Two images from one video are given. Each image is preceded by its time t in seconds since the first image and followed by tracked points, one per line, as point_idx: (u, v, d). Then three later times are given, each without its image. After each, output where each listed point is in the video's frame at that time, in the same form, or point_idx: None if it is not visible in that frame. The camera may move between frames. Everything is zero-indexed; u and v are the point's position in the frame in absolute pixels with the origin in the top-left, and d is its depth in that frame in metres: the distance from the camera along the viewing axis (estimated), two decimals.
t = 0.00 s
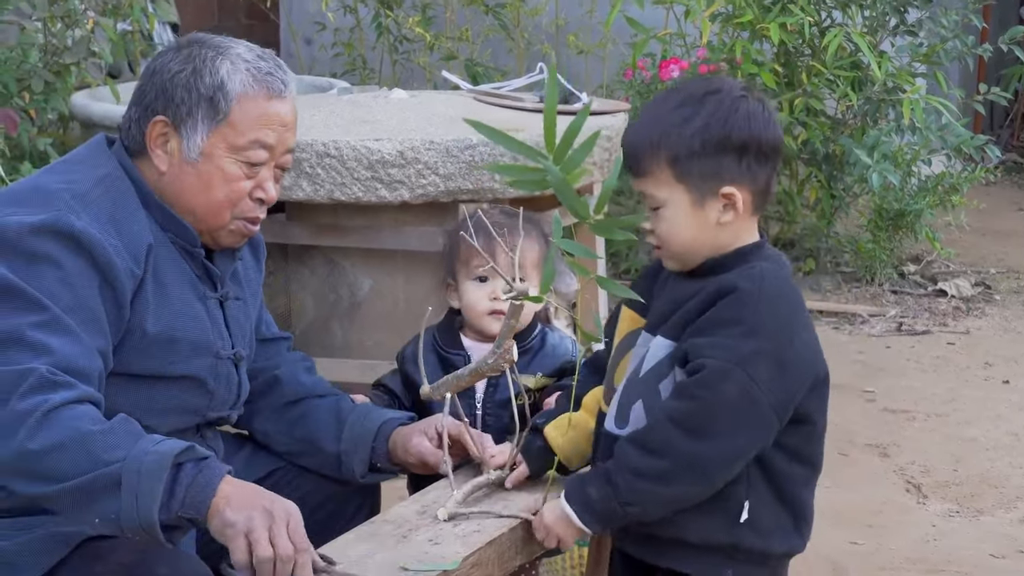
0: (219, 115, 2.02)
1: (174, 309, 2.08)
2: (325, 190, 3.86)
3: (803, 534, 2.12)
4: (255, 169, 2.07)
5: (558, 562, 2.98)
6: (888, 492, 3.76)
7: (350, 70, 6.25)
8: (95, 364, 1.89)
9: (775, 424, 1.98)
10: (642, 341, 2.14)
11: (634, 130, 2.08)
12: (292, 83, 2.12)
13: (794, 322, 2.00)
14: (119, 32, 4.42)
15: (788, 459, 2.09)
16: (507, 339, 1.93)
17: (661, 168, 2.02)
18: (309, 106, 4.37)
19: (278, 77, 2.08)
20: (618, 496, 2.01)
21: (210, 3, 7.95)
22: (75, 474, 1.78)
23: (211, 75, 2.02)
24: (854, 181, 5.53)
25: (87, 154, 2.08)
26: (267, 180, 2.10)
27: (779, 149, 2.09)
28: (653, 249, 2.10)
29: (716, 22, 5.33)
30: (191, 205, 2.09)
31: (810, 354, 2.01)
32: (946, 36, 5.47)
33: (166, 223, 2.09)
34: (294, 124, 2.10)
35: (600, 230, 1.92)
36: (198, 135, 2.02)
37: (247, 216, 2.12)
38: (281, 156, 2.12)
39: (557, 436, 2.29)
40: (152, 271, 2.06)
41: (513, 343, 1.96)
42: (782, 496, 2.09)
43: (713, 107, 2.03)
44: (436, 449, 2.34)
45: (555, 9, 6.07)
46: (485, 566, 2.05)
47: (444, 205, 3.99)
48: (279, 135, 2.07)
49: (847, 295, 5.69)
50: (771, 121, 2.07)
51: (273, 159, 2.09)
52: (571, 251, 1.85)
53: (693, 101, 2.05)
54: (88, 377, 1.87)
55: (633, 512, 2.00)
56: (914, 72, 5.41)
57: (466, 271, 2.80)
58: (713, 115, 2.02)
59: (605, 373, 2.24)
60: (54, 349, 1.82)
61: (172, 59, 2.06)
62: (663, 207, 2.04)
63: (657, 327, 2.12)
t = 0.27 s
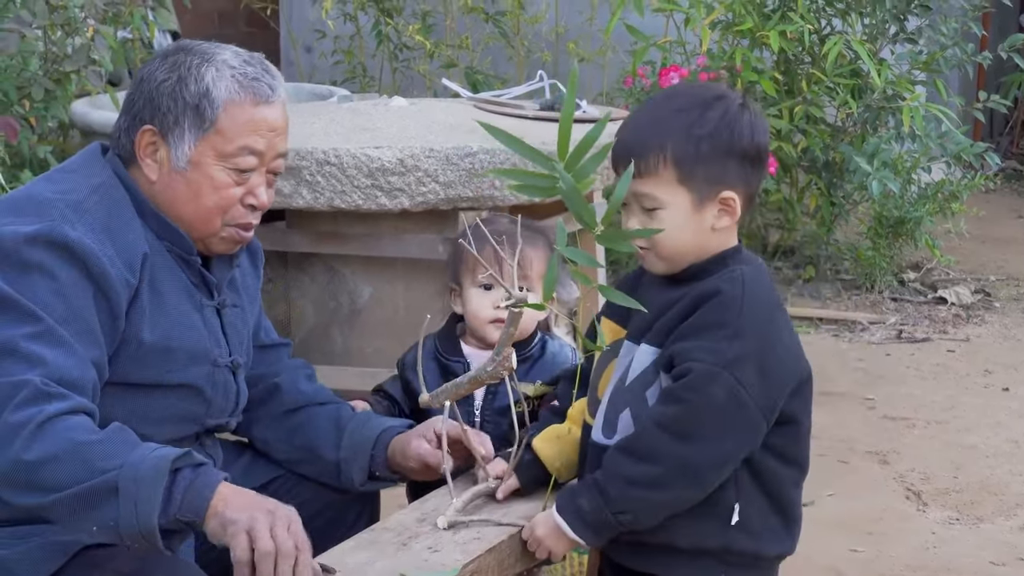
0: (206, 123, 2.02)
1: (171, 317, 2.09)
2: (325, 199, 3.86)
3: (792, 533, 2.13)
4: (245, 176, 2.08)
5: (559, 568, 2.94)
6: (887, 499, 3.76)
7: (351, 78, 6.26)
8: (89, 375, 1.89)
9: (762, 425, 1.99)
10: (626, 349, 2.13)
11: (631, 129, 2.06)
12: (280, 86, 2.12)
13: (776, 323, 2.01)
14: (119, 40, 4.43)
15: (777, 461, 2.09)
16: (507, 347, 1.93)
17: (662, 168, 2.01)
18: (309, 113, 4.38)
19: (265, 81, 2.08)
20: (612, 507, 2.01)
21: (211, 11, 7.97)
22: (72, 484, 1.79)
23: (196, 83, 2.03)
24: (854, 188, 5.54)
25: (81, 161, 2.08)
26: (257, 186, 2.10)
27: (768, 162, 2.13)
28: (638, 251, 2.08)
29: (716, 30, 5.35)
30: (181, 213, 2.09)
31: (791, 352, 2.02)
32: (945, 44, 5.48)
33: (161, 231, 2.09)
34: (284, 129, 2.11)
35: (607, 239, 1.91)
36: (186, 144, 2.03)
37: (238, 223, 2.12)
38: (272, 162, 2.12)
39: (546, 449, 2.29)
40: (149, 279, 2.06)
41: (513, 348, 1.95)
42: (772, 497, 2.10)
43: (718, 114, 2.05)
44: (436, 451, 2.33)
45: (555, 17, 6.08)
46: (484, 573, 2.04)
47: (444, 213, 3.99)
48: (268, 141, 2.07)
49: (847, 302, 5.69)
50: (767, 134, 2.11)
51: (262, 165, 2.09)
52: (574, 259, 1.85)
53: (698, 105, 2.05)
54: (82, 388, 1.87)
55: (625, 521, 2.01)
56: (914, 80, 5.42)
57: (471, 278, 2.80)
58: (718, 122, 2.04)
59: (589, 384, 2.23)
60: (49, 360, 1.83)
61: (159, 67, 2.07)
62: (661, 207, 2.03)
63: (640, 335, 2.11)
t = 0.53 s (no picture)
0: (204, 131, 2.06)
1: (174, 325, 2.10)
2: (325, 200, 3.86)
3: (786, 528, 2.15)
4: (244, 183, 2.11)
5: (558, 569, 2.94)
6: (887, 500, 3.76)
7: (351, 80, 6.26)
8: (112, 379, 1.90)
9: (764, 421, 2.01)
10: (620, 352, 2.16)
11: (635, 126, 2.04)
12: (279, 92, 2.15)
13: (773, 322, 2.03)
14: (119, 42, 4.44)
15: (776, 457, 2.12)
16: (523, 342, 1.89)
17: (671, 170, 2.00)
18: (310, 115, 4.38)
19: (264, 87, 2.11)
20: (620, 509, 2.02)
21: (210, 13, 7.99)
22: (125, 486, 1.78)
23: (194, 90, 2.06)
24: (854, 190, 5.54)
25: (81, 167, 2.09)
26: (258, 193, 2.13)
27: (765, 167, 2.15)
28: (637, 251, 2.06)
29: (716, 32, 5.36)
30: (181, 220, 2.12)
31: (789, 349, 2.04)
32: (945, 45, 5.49)
33: (163, 238, 2.10)
34: (284, 135, 2.14)
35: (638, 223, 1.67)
36: (184, 151, 2.07)
37: (239, 230, 2.15)
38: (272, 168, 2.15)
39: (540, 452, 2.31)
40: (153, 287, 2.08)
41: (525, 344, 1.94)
42: (771, 493, 2.12)
43: (726, 117, 2.05)
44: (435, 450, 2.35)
45: (554, 19, 6.08)
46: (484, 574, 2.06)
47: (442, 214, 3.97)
48: (266, 148, 2.10)
49: (847, 304, 5.69)
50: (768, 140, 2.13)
51: (262, 172, 2.12)
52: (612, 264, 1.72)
53: (706, 107, 2.05)
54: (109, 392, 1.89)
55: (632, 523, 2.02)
56: (914, 81, 5.42)
57: (471, 283, 2.79)
58: (726, 125, 2.04)
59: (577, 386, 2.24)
60: (76, 368, 1.84)
61: (158, 75, 2.11)
62: (665, 208, 2.02)
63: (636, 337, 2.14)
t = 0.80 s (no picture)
0: (222, 136, 2.02)
1: (196, 331, 2.10)
2: (321, 199, 3.84)
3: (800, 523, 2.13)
4: (261, 189, 2.07)
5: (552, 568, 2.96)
6: (883, 499, 3.76)
7: (346, 78, 6.25)
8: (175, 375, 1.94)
9: (790, 414, 2.00)
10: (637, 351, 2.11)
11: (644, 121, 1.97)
12: (297, 99, 2.10)
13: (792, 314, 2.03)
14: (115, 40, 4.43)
15: (794, 452, 2.10)
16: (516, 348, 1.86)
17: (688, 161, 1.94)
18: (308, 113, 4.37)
19: (282, 93, 2.07)
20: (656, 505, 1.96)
21: (206, 12, 7.99)
22: (219, 478, 1.86)
23: (213, 95, 2.02)
24: (850, 188, 5.54)
25: (105, 171, 2.09)
26: (274, 200, 2.09)
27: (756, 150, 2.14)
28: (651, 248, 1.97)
29: (712, 30, 5.36)
30: (196, 224, 2.10)
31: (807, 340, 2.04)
32: (940, 44, 5.49)
33: (183, 242, 2.10)
34: (302, 142, 2.09)
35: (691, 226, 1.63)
36: (202, 157, 2.03)
37: (255, 236, 2.12)
38: (290, 174, 2.11)
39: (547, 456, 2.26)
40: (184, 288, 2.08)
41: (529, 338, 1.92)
42: (788, 487, 2.10)
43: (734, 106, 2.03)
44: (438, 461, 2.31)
45: (551, 17, 6.07)
46: (480, 572, 2.05)
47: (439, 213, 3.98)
48: (284, 154, 2.06)
49: (843, 302, 5.69)
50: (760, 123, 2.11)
51: (280, 178, 2.08)
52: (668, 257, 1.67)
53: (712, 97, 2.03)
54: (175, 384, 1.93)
55: (670, 521, 1.97)
56: (910, 79, 5.42)
57: (470, 281, 2.75)
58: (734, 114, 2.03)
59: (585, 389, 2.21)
60: (142, 364, 1.87)
61: (176, 78, 2.07)
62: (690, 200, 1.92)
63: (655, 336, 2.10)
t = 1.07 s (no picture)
0: (223, 139, 2.01)
1: (195, 335, 2.10)
2: (319, 195, 3.86)
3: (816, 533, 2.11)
4: (262, 192, 2.06)
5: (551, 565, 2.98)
6: (881, 495, 3.76)
7: (344, 75, 6.25)
8: (170, 386, 1.94)
9: (809, 421, 1.97)
10: (660, 345, 2.09)
11: (669, 123, 2.00)
12: (299, 100, 2.08)
13: (822, 322, 2.00)
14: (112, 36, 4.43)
15: (815, 460, 2.08)
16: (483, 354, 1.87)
17: (711, 164, 1.95)
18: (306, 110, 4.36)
19: (284, 95, 2.06)
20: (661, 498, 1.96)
21: (204, 9, 8.04)
22: (208, 496, 1.86)
23: (214, 98, 2.01)
24: (847, 185, 5.54)
25: (104, 171, 2.09)
26: (276, 202, 2.08)
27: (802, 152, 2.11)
28: (681, 247, 2.02)
29: (711, 27, 5.36)
30: (196, 227, 2.10)
31: (834, 350, 2.02)
32: (938, 41, 5.49)
33: (182, 246, 2.10)
34: (304, 144, 2.08)
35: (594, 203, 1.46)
36: (202, 159, 2.03)
37: (256, 239, 2.12)
38: (292, 177, 2.10)
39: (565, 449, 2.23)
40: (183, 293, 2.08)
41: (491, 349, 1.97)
42: (806, 496, 2.08)
43: (763, 105, 2.00)
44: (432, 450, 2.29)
45: (549, 14, 6.07)
46: (478, 568, 2.06)
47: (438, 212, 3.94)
48: (285, 157, 2.05)
49: (841, 299, 5.70)
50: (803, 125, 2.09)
51: (282, 181, 2.07)
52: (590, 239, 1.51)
53: (740, 96, 2.00)
54: (169, 397, 1.93)
55: (673, 516, 1.96)
56: (908, 76, 5.42)
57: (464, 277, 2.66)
58: (763, 113, 2.00)
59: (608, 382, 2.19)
60: (135, 376, 1.87)
61: (178, 80, 2.07)
62: (711, 203, 1.96)
63: (679, 333, 2.07)
